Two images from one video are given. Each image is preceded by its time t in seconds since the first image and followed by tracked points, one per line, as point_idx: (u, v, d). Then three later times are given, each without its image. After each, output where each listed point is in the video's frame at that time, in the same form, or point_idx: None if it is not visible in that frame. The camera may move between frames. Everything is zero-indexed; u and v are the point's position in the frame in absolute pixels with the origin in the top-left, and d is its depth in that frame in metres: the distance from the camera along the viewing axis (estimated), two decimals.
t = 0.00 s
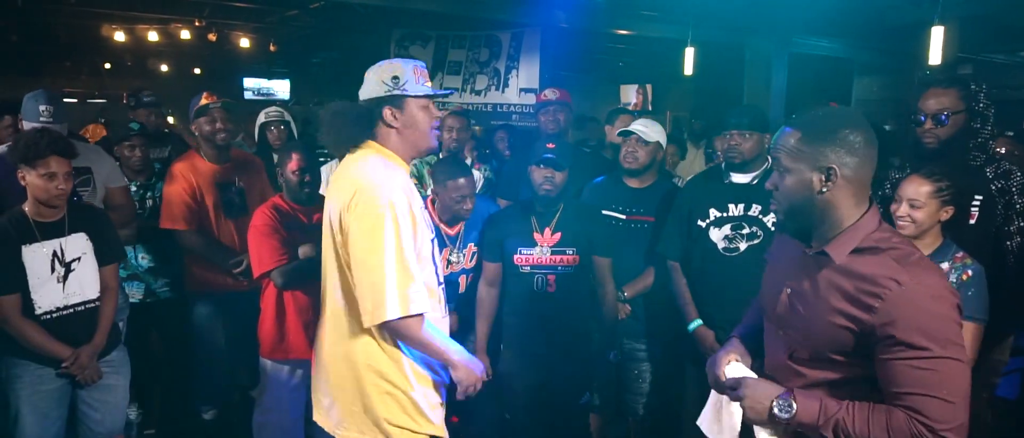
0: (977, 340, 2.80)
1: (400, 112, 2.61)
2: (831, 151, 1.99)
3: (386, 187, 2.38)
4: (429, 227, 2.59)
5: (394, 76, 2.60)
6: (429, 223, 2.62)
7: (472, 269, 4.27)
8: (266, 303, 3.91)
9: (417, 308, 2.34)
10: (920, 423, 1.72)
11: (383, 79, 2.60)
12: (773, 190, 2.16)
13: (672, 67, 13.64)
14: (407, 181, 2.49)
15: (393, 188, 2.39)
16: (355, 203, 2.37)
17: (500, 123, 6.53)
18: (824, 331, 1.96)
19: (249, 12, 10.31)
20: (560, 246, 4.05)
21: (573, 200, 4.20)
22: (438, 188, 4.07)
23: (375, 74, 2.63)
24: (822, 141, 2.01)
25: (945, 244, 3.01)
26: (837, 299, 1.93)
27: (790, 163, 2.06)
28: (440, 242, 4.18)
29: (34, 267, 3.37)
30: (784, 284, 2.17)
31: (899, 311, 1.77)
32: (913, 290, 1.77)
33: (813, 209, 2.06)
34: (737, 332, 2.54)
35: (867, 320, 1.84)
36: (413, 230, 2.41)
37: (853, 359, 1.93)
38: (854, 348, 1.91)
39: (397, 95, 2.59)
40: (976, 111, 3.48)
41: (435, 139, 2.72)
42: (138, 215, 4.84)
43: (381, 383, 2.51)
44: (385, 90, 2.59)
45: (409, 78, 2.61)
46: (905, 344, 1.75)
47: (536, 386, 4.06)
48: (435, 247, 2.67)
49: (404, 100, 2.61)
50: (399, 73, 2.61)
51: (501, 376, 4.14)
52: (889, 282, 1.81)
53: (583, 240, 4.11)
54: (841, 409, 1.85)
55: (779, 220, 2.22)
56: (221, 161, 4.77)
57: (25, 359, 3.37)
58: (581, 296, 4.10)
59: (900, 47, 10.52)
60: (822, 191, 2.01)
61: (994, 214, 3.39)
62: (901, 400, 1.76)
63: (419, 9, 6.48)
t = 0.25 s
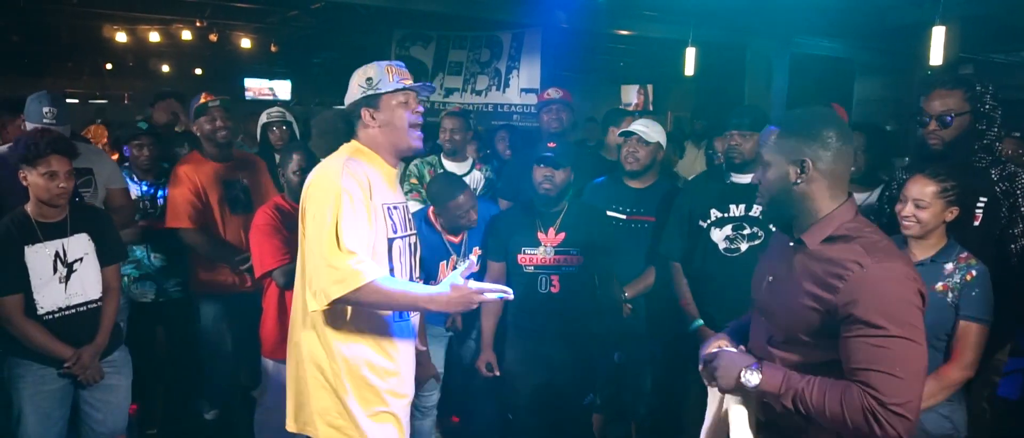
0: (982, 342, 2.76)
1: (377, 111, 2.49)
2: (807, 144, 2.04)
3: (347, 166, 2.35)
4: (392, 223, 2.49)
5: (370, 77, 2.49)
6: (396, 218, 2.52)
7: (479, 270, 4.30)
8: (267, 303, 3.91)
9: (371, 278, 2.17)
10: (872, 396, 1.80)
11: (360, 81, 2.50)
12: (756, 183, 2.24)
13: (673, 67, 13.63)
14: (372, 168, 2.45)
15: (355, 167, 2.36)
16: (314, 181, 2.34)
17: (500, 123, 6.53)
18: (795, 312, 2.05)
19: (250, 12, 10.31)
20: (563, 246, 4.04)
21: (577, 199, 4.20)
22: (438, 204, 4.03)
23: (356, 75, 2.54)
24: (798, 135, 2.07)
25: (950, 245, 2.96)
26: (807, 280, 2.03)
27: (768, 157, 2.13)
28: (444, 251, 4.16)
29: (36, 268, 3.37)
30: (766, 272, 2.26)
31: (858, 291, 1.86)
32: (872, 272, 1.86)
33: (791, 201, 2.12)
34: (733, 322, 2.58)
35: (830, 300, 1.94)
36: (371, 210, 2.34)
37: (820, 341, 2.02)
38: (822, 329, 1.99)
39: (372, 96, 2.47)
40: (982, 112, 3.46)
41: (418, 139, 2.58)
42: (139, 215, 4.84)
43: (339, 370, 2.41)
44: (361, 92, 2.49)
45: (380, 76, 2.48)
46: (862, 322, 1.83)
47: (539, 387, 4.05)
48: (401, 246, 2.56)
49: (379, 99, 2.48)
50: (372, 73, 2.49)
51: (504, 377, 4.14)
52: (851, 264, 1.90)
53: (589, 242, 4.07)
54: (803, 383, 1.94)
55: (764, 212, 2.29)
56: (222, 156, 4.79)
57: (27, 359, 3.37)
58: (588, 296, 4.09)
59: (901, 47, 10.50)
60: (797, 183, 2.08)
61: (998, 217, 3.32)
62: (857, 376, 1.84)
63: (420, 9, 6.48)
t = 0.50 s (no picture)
0: (987, 341, 2.79)
1: (351, 111, 2.42)
2: (793, 141, 2.34)
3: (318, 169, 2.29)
4: (370, 224, 2.41)
5: (339, 78, 2.42)
6: (374, 219, 2.44)
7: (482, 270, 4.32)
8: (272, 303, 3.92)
9: (343, 296, 2.09)
10: (836, 366, 2.06)
11: (329, 82, 2.43)
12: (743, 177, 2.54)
13: (674, 67, 13.62)
14: (343, 170, 2.38)
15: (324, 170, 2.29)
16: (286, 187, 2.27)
17: (501, 123, 6.56)
18: (774, 293, 2.32)
19: (251, 12, 10.30)
20: (569, 247, 4.04)
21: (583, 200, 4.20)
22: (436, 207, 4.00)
23: (324, 77, 2.46)
24: (785, 133, 2.36)
25: (954, 245, 2.94)
26: (784, 264, 2.30)
27: (757, 153, 2.42)
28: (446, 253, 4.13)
29: (39, 268, 3.38)
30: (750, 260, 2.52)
31: (825, 272, 2.13)
32: (842, 256, 2.12)
33: (777, 191, 2.41)
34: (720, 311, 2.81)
35: (802, 281, 2.20)
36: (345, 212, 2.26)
37: (792, 319, 2.30)
38: (794, 308, 2.27)
39: (344, 96, 2.40)
40: (983, 112, 3.45)
41: (397, 134, 2.53)
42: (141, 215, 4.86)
43: (318, 372, 2.33)
44: (333, 94, 2.42)
45: (351, 75, 2.41)
46: (830, 300, 2.09)
47: (541, 387, 4.07)
48: (381, 248, 2.47)
49: (353, 99, 2.41)
50: (343, 72, 2.42)
51: (507, 377, 4.15)
52: (823, 248, 2.17)
53: (594, 241, 4.09)
54: (774, 352, 2.23)
55: (750, 202, 2.57)
56: (230, 156, 4.81)
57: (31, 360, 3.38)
58: (592, 296, 4.11)
59: (902, 47, 10.49)
60: (784, 175, 2.37)
61: (1000, 217, 3.30)
62: (822, 348, 2.10)
63: (421, 10, 6.49)
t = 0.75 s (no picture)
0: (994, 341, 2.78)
1: (329, 110, 2.31)
2: (790, 141, 2.45)
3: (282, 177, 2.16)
4: (343, 236, 2.26)
5: (319, 74, 2.31)
6: (348, 230, 2.29)
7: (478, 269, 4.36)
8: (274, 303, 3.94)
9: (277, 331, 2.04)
10: (840, 344, 2.08)
11: (308, 79, 2.32)
12: (737, 181, 2.58)
13: (674, 67, 13.62)
14: (314, 176, 2.24)
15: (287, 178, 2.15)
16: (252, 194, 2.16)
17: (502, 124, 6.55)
18: (767, 283, 2.38)
19: (252, 13, 10.32)
20: (576, 248, 4.06)
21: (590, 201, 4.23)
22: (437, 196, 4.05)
23: (303, 73, 2.35)
24: (783, 134, 2.46)
25: (960, 245, 2.92)
26: (776, 257, 2.36)
27: (755, 155, 2.48)
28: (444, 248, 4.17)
29: (43, 268, 3.39)
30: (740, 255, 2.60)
31: (819, 256, 2.20)
32: (832, 242, 2.20)
33: (776, 191, 2.50)
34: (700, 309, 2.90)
35: (795, 268, 2.27)
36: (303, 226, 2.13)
37: (787, 308, 2.35)
38: (789, 296, 2.32)
39: (323, 95, 2.30)
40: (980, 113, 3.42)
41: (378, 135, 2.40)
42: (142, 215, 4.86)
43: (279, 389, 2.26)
44: (311, 92, 2.31)
45: (331, 72, 2.30)
46: (826, 282, 2.15)
47: (544, 387, 4.07)
48: (359, 260, 2.31)
49: (331, 98, 2.30)
50: (322, 69, 2.31)
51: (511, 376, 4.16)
52: (814, 236, 2.24)
53: (601, 243, 4.09)
54: (779, 333, 2.21)
55: (742, 205, 2.62)
56: (233, 156, 4.82)
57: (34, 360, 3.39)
58: (600, 297, 4.11)
59: (903, 47, 10.49)
60: (783, 174, 2.47)
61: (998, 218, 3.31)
62: (823, 329, 2.13)
63: (422, 10, 6.50)
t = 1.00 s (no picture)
0: (999, 341, 2.77)
1: (308, 111, 2.17)
2: (786, 141, 2.53)
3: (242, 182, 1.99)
4: (310, 248, 2.04)
5: (302, 73, 2.17)
6: (319, 240, 2.07)
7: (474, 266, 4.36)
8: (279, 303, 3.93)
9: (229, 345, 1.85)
10: (868, 327, 2.08)
11: (291, 77, 2.18)
12: (737, 183, 2.56)
13: (675, 67, 13.63)
14: (280, 182, 2.06)
15: (247, 183, 1.98)
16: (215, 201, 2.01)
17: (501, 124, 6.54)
18: (776, 280, 2.41)
19: (253, 13, 10.33)
20: (581, 249, 4.06)
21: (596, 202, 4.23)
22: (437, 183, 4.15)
23: (287, 70, 2.22)
24: (781, 135, 2.52)
25: (964, 245, 2.93)
26: (784, 252, 2.41)
27: (754, 156, 2.50)
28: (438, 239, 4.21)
29: (44, 268, 3.40)
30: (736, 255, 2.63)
31: (828, 249, 2.27)
32: (835, 234, 2.29)
33: (775, 191, 2.54)
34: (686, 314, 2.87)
35: (804, 261, 2.33)
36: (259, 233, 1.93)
37: (799, 303, 2.39)
38: (801, 291, 2.36)
39: (305, 94, 2.16)
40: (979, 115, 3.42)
41: (359, 139, 2.24)
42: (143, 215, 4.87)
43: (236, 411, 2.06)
44: (292, 90, 2.17)
45: (314, 72, 2.16)
46: (838, 272, 2.21)
47: (547, 387, 4.07)
48: (330, 275, 2.08)
49: (314, 99, 2.17)
50: (305, 68, 2.18)
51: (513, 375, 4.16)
52: (819, 230, 2.33)
53: (606, 244, 4.09)
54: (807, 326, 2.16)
55: (736, 210, 2.62)
56: (234, 156, 4.81)
57: (36, 359, 3.39)
58: (605, 297, 4.11)
59: (903, 48, 10.49)
60: (783, 174, 2.54)
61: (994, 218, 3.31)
62: (845, 317, 2.14)
63: (422, 11, 6.51)
